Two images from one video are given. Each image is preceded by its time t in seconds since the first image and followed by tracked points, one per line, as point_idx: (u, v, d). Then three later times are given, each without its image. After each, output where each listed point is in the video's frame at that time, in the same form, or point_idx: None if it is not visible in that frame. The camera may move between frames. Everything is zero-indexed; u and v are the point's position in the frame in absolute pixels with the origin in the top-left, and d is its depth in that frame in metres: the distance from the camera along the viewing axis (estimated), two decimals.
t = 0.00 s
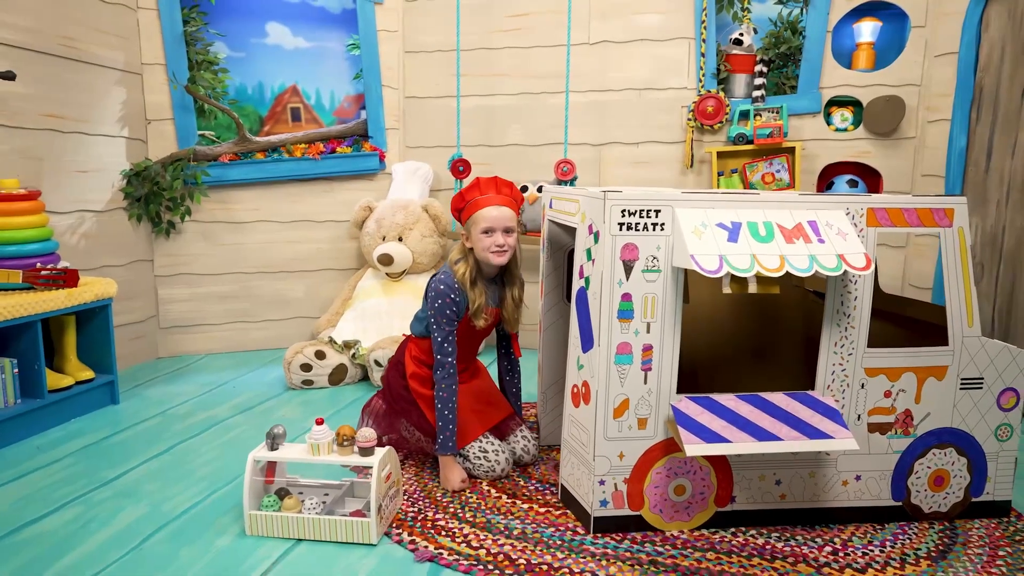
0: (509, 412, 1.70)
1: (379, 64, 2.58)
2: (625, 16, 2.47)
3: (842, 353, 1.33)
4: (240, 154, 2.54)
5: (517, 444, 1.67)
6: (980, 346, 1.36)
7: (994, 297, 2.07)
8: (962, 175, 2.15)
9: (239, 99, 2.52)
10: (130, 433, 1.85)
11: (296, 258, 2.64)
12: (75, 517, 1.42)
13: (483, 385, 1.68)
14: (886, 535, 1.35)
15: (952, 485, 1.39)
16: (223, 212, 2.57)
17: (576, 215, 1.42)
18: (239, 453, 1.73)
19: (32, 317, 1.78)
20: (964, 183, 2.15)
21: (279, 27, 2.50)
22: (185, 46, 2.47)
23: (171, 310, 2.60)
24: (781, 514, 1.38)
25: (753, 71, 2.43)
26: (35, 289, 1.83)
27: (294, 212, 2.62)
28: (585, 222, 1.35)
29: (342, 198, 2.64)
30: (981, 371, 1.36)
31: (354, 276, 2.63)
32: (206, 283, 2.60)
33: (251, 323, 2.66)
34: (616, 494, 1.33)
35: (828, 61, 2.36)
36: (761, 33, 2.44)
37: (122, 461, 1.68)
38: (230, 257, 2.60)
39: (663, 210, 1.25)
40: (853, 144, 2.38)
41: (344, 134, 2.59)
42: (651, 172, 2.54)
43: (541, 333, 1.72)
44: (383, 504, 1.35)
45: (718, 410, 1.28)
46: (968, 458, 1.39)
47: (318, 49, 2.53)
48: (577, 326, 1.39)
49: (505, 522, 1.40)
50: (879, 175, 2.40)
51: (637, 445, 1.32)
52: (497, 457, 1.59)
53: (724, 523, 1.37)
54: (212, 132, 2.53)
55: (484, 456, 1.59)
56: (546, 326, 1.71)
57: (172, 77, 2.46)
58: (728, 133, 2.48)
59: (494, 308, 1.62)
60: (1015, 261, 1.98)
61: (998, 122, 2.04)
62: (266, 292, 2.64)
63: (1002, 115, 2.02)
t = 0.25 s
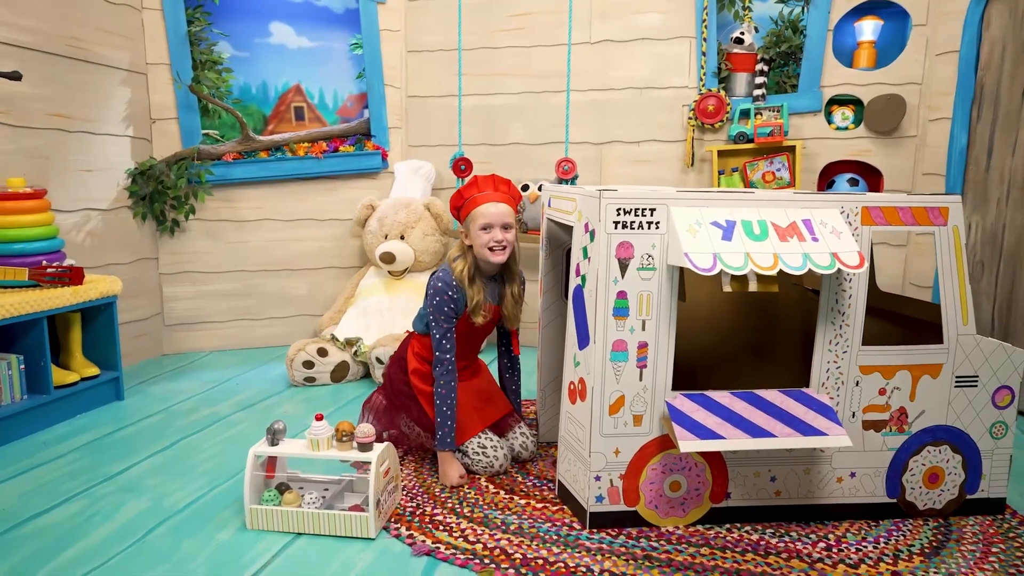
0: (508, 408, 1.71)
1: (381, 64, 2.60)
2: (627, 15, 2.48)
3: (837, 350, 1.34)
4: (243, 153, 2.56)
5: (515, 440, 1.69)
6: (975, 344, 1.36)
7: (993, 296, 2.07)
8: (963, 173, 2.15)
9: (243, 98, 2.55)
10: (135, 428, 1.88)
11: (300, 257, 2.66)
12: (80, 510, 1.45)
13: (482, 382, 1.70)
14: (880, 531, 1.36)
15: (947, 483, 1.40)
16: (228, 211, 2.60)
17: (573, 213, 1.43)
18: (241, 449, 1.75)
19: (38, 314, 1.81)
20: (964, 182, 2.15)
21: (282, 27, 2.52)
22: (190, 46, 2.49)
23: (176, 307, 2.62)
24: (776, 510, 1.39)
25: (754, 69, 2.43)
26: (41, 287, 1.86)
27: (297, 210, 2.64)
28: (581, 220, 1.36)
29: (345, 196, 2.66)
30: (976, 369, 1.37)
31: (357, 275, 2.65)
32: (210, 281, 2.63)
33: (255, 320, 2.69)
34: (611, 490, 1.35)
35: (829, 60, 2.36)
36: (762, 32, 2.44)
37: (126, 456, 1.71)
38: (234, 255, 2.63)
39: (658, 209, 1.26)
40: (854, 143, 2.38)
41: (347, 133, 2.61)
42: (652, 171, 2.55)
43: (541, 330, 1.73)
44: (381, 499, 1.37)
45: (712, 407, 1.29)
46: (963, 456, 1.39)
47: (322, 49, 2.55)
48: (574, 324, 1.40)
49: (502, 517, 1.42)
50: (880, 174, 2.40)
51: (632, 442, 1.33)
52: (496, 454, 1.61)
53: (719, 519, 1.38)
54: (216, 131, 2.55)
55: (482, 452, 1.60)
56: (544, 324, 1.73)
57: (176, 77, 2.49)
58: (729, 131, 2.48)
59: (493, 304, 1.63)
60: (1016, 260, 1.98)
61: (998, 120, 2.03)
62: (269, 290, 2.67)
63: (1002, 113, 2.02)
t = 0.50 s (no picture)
0: (505, 406, 1.73)
1: (381, 63, 2.61)
2: (626, 15, 2.49)
3: (830, 348, 1.35)
4: (243, 151, 2.58)
5: (511, 437, 1.70)
6: (967, 341, 1.37)
7: (990, 294, 2.07)
8: (960, 172, 2.16)
9: (243, 97, 2.56)
10: (135, 424, 1.89)
11: (300, 255, 2.68)
12: (80, 505, 1.46)
13: (479, 379, 1.71)
14: (872, 527, 1.37)
15: (939, 479, 1.41)
16: (228, 209, 2.61)
17: (568, 211, 1.44)
18: (240, 445, 1.77)
19: (40, 311, 1.83)
20: (961, 181, 2.16)
21: (283, 26, 2.53)
22: (190, 45, 2.51)
23: (177, 305, 2.64)
24: (768, 506, 1.40)
25: (751, 69, 2.44)
26: (43, 284, 1.88)
27: (297, 209, 2.65)
28: (576, 218, 1.38)
29: (345, 195, 2.67)
30: (968, 366, 1.38)
31: (357, 273, 2.67)
32: (211, 279, 2.64)
33: (255, 318, 2.70)
34: (606, 486, 1.36)
35: (827, 59, 2.37)
36: (759, 32, 2.44)
37: (127, 452, 1.72)
38: (234, 254, 2.64)
39: (651, 207, 1.27)
40: (851, 142, 2.39)
41: (346, 132, 2.62)
42: (651, 170, 2.56)
43: (538, 328, 1.74)
44: (378, 494, 1.38)
45: (705, 403, 1.31)
46: (955, 453, 1.40)
47: (322, 48, 2.57)
48: (569, 320, 1.41)
49: (498, 513, 1.43)
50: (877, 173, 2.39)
51: (627, 438, 1.34)
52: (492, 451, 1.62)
53: (712, 514, 1.40)
54: (217, 130, 2.56)
55: (479, 448, 1.61)
56: (541, 322, 1.74)
57: (177, 77, 2.51)
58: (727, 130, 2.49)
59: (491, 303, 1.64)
60: (1012, 259, 1.98)
61: (994, 118, 2.04)
62: (270, 288, 2.68)
63: (998, 112, 2.02)
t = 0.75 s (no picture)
0: (500, 403, 1.74)
1: (379, 61, 2.62)
2: (623, 13, 2.50)
3: (822, 344, 1.36)
4: (241, 149, 2.58)
5: (506, 433, 1.71)
6: (958, 338, 1.38)
7: (983, 291, 2.08)
8: (954, 171, 2.17)
9: (241, 95, 2.57)
10: (133, 421, 1.90)
11: (297, 252, 2.69)
12: (78, 500, 1.47)
13: (476, 376, 1.72)
14: (863, 521, 1.39)
15: (929, 474, 1.42)
16: (226, 207, 2.62)
17: (562, 209, 1.45)
18: (237, 441, 1.78)
19: (38, 307, 1.83)
20: (954, 179, 2.17)
21: (281, 24, 2.54)
22: (188, 43, 2.52)
23: (175, 302, 2.65)
24: (760, 501, 1.42)
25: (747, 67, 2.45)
26: (41, 281, 1.88)
27: (295, 206, 2.66)
28: (570, 215, 1.39)
29: (342, 192, 2.68)
30: (958, 362, 1.39)
31: (354, 270, 2.68)
32: (209, 277, 2.65)
33: (254, 315, 2.71)
34: (599, 481, 1.37)
35: (823, 57, 2.38)
36: (755, 30, 2.44)
37: (125, 448, 1.73)
38: (232, 251, 2.65)
39: (644, 204, 1.28)
40: (847, 139, 2.41)
41: (344, 129, 2.63)
42: (647, 167, 2.57)
43: (533, 326, 1.75)
44: (373, 489, 1.39)
45: (698, 399, 1.32)
46: (946, 448, 1.41)
47: (320, 46, 2.57)
48: (562, 317, 1.43)
49: (492, 508, 1.44)
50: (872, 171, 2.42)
51: (620, 433, 1.35)
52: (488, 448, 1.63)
53: (705, 509, 1.41)
54: (216, 129, 2.58)
55: (474, 445, 1.62)
56: (536, 320, 1.75)
57: (175, 75, 2.51)
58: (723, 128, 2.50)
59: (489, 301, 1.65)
60: (1005, 256, 1.99)
61: (988, 116, 2.05)
62: (268, 285, 2.69)
63: (992, 111, 2.03)
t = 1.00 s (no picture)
0: (496, 399, 1.74)
1: (376, 58, 2.62)
2: (620, 10, 2.50)
3: (814, 340, 1.37)
4: (238, 146, 2.59)
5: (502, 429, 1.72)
6: (949, 333, 1.39)
7: (976, 288, 2.09)
8: (948, 168, 2.17)
9: (238, 92, 2.57)
10: (131, 417, 1.91)
11: (294, 249, 2.69)
12: (76, 495, 1.48)
13: (471, 372, 1.73)
14: (855, 515, 1.40)
15: (921, 469, 1.43)
16: (224, 203, 2.63)
17: (557, 205, 1.46)
18: (234, 437, 1.79)
19: (35, 304, 1.84)
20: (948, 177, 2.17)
21: (278, 21, 2.54)
22: (184, 40, 2.52)
23: (172, 299, 2.66)
24: (753, 495, 1.43)
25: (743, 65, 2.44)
26: (38, 278, 1.89)
27: (292, 203, 2.67)
28: (564, 212, 1.39)
29: (339, 189, 2.69)
30: (949, 358, 1.40)
31: (351, 267, 2.68)
32: (206, 273, 2.66)
33: (251, 312, 2.72)
34: (593, 475, 1.38)
35: (818, 55, 2.39)
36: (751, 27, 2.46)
37: (122, 443, 1.74)
38: (230, 248, 2.66)
39: (637, 201, 1.29)
40: (841, 137, 2.41)
41: (341, 127, 2.63)
42: (643, 165, 2.58)
43: (528, 322, 1.76)
44: (369, 484, 1.40)
45: (690, 394, 1.33)
46: (937, 443, 1.43)
47: (318, 43, 2.58)
48: (557, 313, 1.43)
49: (487, 502, 1.45)
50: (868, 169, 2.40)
51: (613, 428, 1.36)
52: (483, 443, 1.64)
53: (698, 504, 1.42)
54: (212, 126, 2.58)
55: (469, 440, 1.63)
56: (531, 316, 1.76)
57: (171, 71, 2.52)
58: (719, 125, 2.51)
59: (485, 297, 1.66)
60: (998, 253, 2.00)
61: (982, 114, 2.06)
62: (265, 282, 2.70)
63: (985, 108, 2.04)
